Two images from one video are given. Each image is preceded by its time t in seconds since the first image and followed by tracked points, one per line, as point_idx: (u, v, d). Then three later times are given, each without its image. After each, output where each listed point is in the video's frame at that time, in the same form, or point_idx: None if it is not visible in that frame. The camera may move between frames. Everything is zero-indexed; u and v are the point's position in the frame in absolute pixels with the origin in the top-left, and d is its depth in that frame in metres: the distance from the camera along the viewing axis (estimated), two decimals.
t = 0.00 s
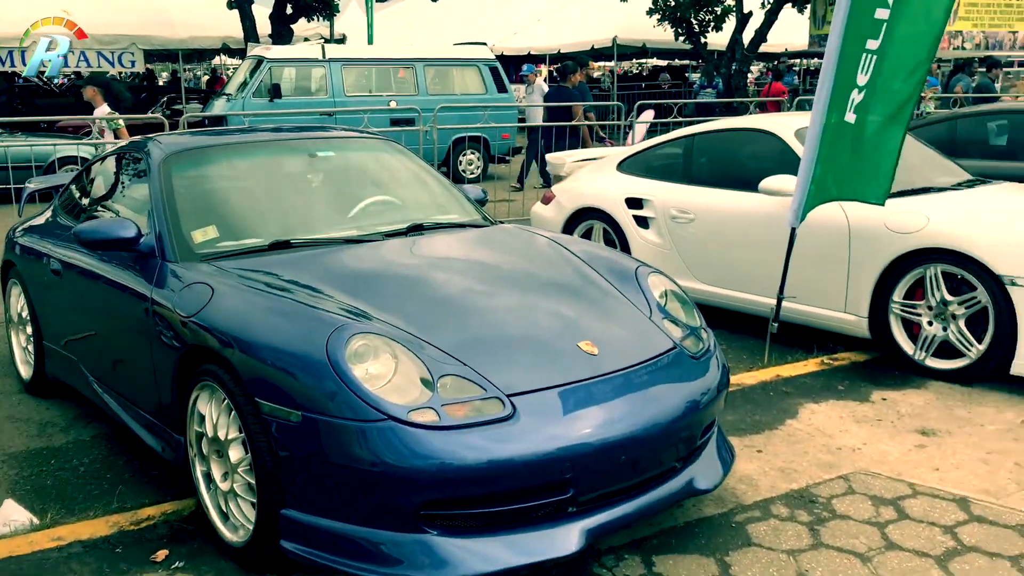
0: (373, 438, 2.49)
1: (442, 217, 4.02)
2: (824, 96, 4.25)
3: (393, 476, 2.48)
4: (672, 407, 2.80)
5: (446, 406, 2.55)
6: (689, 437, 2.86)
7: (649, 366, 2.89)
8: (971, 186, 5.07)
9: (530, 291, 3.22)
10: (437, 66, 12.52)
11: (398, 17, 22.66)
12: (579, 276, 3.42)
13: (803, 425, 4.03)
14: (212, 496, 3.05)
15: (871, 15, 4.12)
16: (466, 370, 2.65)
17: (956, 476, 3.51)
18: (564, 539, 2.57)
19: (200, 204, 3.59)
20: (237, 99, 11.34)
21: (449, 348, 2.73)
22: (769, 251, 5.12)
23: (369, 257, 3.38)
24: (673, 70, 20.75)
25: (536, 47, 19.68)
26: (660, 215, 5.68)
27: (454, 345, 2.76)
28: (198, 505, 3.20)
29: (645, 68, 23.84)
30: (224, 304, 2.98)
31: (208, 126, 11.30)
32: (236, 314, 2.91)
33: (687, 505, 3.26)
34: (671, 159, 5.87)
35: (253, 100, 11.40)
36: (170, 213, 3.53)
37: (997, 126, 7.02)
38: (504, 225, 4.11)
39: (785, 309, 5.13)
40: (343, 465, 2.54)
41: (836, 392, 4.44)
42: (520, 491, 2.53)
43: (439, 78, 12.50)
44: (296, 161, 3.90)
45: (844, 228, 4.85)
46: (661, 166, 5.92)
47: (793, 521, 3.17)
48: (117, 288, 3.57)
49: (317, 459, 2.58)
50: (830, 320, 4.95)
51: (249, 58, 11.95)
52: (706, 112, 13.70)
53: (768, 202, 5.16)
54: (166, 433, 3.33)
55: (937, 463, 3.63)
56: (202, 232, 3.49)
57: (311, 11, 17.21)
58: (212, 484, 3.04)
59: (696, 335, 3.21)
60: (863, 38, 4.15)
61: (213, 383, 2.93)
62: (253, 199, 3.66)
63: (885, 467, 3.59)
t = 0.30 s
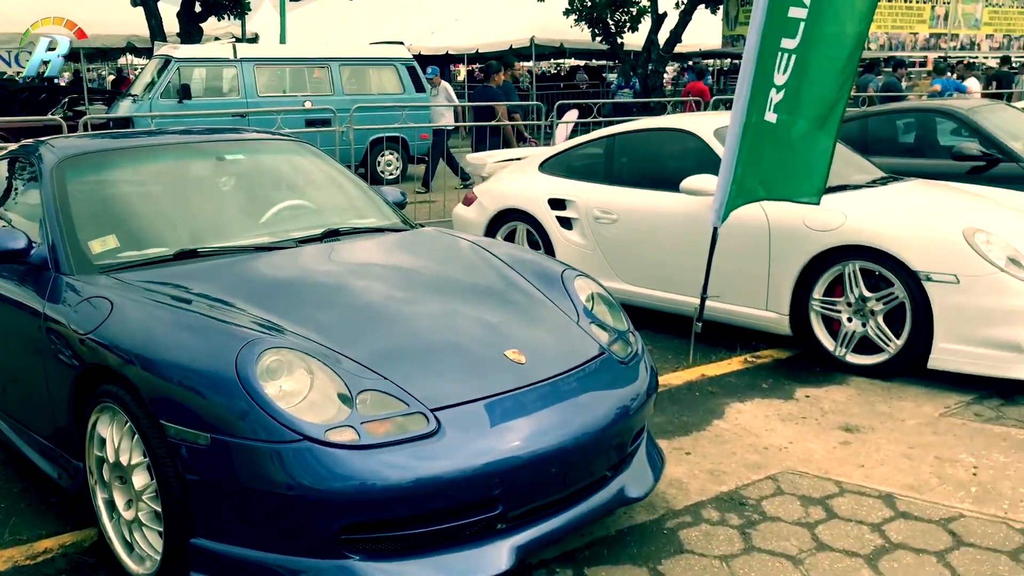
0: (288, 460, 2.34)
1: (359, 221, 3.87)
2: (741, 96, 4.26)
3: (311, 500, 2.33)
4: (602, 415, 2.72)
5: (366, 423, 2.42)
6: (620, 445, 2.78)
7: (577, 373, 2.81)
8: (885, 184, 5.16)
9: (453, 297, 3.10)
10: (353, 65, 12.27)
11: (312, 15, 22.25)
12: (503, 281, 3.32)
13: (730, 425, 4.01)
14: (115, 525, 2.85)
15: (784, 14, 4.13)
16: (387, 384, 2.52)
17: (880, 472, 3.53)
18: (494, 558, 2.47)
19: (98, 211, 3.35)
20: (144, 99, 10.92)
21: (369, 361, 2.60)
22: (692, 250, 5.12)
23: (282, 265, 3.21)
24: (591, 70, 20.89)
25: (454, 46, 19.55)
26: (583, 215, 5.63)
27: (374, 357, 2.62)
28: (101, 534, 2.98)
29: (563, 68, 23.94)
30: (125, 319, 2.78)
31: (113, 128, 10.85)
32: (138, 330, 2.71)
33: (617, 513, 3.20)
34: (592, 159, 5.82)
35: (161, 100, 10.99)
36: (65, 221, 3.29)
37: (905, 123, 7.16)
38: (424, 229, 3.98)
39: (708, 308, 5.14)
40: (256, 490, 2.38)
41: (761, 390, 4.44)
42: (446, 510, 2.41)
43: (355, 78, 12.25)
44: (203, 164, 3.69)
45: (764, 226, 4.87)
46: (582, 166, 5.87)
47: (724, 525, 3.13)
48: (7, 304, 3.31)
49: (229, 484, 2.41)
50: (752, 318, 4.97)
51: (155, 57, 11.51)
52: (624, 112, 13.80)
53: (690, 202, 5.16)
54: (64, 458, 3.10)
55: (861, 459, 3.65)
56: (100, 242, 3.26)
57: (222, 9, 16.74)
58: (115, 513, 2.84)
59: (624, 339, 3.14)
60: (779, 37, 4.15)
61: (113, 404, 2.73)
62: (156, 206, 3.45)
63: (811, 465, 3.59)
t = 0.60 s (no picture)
0: (215, 480, 2.22)
1: (289, 225, 3.73)
2: (676, 95, 4.23)
3: (241, 521, 2.22)
4: (545, 420, 2.66)
5: (298, 438, 2.31)
6: (562, 451, 2.73)
7: (517, 378, 2.74)
8: (816, 181, 5.22)
9: (388, 303, 3.00)
10: (280, 64, 12.00)
11: (236, 13, 21.74)
12: (439, 285, 3.23)
13: (670, 425, 4.00)
14: (30, 553, 2.67)
15: (720, 13, 4.13)
16: (321, 397, 2.42)
17: (819, 469, 3.55)
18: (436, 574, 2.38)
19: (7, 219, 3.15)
20: (60, 100, 10.50)
21: (301, 373, 2.49)
22: (628, 249, 5.10)
23: (208, 272, 3.07)
24: (522, 70, 20.90)
25: (384, 46, 19.33)
26: (519, 215, 5.57)
27: (306, 369, 2.51)
28: (14, 562, 2.80)
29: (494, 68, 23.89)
30: (36, 334, 2.61)
31: (27, 129, 10.41)
32: (50, 345, 2.55)
33: (560, 520, 3.14)
34: (526, 159, 5.77)
35: (78, 101, 10.59)
36: None
37: (831, 122, 7.33)
38: (356, 232, 3.86)
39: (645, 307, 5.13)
40: (182, 512, 2.25)
41: (699, 389, 4.44)
42: (385, 526, 2.32)
43: (282, 77, 11.99)
44: (121, 167, 3.51)
45: (699, 224, 4.88)
46: (516, 166, 5.81)
47: (667, 527, 3.10)
48: None
49: (152, 507, 2.27)
50: (688, 316, 4.97)
51: (71, 56, 11.09)
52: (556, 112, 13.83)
53: (625, 201, 5.14)
54: None
55: (800, 456, 3.66)
56: (8, 251, 3.06)
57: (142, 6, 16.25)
58: (29, 540, 2.66)
59: (565, 343, 3.08)
60: (713, 36, 4.15)
61: (24, 425, 2.56)
62: (71, 211, 3.26)
63: (751, 464, 3.60)
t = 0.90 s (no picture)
0: (126, 506, 2.07)
1: (201, 231, 3.56)
2: (600, 93, 4.20)
3: (155, 549, 2.07)
4: (476, 428, 2.58)
5: (216, 458, 2.18)
6: (494, 460, 2.65)
7: (446, 386, 2.65)
8: (736, 179, 5.28)
9: (309, 310, 2.88)
10: (189, 64, 11.61)
11: (140, 11, 20.98)
12: (362, 290, 3.12)
13: (600, 426, 3.96)
14: None
15: (645, 12, 4.11)
16: (239, 413, 2.29)
17: (748, 466, 3.57)
18: None
19: None
20: None
21: (218, 388, 2.35)
22: (552, 249, 5.06)
23: (114, 281, 2.89)
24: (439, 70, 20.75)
25: (297, 45, 18.92)
26: (441, 216, 5.47)
27: (223, 384, 2.37)
28: None
29: (410, 68, 23.67)
30: None
31: None
32: None
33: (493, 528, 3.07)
34: (447, 159, 5.67)
35: None
36: None
37: (745, 120, 7.47)
38: (273, 237, 3.71)
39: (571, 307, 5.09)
40: (87, 543, 2.09)
41: (627, 388, 4.43)
42: (310, 548, 2.21)
43: (191, 78, 11.61)
44: (15, 171, 3.28)
45: (623, 223, 4.87)
46: (436, 167, 5.71)
47: (601, 532, 3.05)
48: None
49: (56, 538, 2.11)
50: (614, 315, 4.96)
51: None
52: (474, 112, 13.76)
53: (549, 201, 5.10)
54: None
55: (729, 453, 3.67)
56: None
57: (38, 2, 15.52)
58: None
59: (494, 347, 3.01)
60: (638, 34, 4.13)
61: None
62: None
63: (682, 463, 3.58)
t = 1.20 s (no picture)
0: (53, 529, 1.94)
1: (131, 235, 3.41)
2: (543, 90, 4.16)
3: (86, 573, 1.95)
4: (423, 436, 2.50)
5: (152, 474, 2.06)
6: (443, 467, 2.58)
7: (392, 392, 2.58)
8: (676, 178, 5.29)
9: (247, 316, 2.77)
10: (113, 63, 11.25)
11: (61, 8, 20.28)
12: (302, 294, 3.02)
13: (547, 428, 3.92)
14: None
15: (587, 10, 4.09)
16: (175, 426, 2.18)
17: (696, 463, 3.56)
18: None
19: None
20: None
21: (152, 401, 2.23)
22: (495, 249, 5.00)
23: (38, 288, 2.73)
24: (373, 69, 20.55)
25: (227, 44, 18.51)
26: (380, 217, 5.37)
27: (158, 395, 2.26)
28: None
29: (344, 67, 23.38)
30: None
31: None
32: None
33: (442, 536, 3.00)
34: (385, 159, 5.57)
35: None
36: None
37: (682, 120, 7.53)
38: (207, 241, 3.58)
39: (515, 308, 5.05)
40: (10, 568, 1.95)
41: (574, 388, 4.40)
42: (253, 565, 2.11)
43: (116, 77, 11.25)
44: None
45: (565, 222, 4.84)
46: (374, 167, 5.60)
47: (552, 535, 3.01)
48: None
49: None
50: (558, 315, 4.93)
51: None
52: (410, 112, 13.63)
53: (491, 200, 5.04)
54: None
55: (677, 451, 3.67)
56: None
57: None
58: None
59: (441, 351, 2.95)
60: (581, 33, 4.10)
61: None
62: None
63: (631, 463, 3.57)
